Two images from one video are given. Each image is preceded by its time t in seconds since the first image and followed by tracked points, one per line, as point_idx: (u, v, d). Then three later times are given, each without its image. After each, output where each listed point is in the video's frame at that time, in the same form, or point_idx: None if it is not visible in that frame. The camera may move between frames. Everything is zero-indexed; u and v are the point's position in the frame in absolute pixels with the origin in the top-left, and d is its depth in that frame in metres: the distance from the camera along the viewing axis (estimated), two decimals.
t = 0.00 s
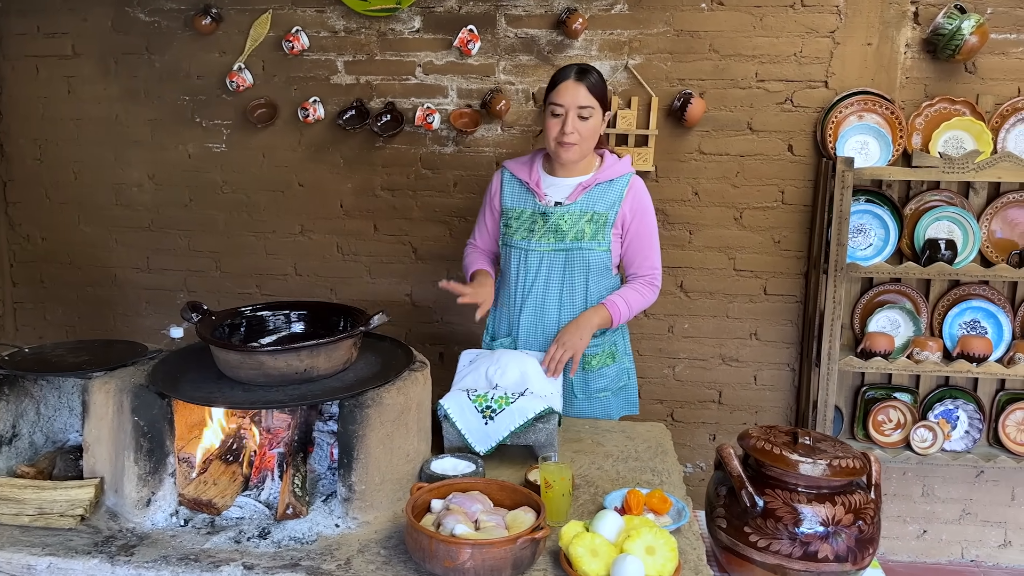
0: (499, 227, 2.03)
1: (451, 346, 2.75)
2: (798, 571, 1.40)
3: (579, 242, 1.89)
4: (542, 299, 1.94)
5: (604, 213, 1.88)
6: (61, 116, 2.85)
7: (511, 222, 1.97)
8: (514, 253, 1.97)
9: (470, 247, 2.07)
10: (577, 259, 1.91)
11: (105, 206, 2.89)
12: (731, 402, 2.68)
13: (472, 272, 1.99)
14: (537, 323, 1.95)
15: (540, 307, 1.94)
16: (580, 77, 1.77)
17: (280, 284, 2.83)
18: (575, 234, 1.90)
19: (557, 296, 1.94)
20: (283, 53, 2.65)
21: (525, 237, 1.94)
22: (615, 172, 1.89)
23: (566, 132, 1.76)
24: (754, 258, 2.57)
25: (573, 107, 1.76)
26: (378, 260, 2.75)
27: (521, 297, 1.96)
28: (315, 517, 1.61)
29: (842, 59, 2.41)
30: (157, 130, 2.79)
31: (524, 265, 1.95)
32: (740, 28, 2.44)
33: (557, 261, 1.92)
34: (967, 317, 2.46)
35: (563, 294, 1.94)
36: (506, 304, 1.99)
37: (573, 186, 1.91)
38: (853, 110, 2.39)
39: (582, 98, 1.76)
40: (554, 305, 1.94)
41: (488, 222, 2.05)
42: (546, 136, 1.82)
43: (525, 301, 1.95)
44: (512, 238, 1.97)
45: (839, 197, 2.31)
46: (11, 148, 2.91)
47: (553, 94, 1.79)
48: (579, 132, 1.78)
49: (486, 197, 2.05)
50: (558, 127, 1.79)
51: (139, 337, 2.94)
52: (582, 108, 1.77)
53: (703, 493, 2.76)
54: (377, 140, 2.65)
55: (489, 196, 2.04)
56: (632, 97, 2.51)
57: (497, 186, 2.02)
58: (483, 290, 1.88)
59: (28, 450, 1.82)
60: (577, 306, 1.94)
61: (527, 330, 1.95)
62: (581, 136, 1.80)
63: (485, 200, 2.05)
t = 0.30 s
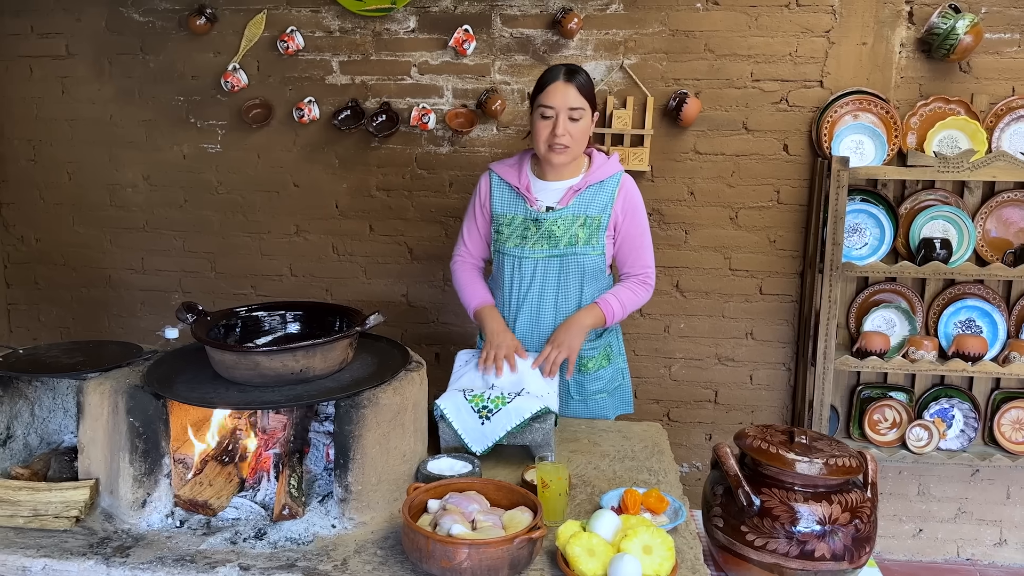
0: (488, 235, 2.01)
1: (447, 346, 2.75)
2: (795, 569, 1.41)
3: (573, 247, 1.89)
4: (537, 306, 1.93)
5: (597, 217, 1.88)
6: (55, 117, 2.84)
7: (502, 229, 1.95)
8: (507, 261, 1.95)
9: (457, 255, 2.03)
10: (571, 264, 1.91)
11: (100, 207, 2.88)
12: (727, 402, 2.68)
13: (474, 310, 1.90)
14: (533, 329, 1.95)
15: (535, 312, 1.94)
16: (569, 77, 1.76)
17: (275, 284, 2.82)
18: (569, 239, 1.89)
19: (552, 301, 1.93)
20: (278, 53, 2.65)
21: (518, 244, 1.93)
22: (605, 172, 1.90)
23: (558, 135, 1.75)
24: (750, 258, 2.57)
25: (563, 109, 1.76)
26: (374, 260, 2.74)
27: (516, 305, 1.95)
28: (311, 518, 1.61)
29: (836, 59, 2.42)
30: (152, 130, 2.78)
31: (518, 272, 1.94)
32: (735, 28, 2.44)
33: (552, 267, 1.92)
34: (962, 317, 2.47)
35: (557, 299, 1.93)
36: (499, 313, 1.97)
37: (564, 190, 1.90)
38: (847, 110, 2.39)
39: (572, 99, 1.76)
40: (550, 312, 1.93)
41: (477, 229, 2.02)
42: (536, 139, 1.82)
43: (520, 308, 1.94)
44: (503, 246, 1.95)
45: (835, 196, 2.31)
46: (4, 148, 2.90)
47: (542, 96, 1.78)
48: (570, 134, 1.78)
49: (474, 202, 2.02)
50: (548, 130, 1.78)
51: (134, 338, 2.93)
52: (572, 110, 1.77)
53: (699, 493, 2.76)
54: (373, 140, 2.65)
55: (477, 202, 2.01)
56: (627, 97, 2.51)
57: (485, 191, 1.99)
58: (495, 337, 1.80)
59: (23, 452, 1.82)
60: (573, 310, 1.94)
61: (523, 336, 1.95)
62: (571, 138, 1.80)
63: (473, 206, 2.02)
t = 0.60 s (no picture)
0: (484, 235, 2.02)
1: (444, 347, 2.75)
2: (792, 569, 1.41)
3: (567, 244, 1.90)
4: (532, 304, 1.94)
5: (590, 215, 1.89)
6: (50, 119, 2.83)
7: (497, 228, 1.96)
8: (502, 259, 1.96)
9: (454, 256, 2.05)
10: (566, 262, 1.91)
11: (95, 209, 2.87)
12: (724, 402, 2.68)
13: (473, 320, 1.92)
14: (528, 328, 1.95)
15: (530, 311, 1.94)
16: (553, 70, 1.80)
17: (271, 286, 2.82)
18: (563, 237, 1.90)
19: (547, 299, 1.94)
20: (273, 55, 2.65)
21: (512, 242, 1.93)
22: (598, 171, 1.91)
23: (544, 123, 1.77)
24: (746, 257, 2.58)
25: (548, 99, 1.78)
26: (370, 261, 2.74)
27: (511, 304, 1.96)
28: (308, 520, 1.61)
29: (831, 59, 2.43)
30: (148, 132, 2.78)
31: (513, 270, 1.95)
32: (730, 28, 2.45)
33: (546, 265, 1.92)
34: (958, 316, 2.48)
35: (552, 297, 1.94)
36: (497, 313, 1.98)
37: (557, 189, 1.91)
38: (842, 110, 2.40)
39: (557, 90, 1.78)
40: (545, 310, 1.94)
41: (473, 229, 2.02)
42: (526, 133, 1.84)
43: (516, 306, 1.95)
44: (499, 244, 1.96)
45: (830, 196, 2.32)
46: None
47: (529, 90, 1.81)
48: (558, 123, 1.79)
49: (469, 202, 2.03)
50: (536, 121, 1.80)
51: (130, 341, 2.93)
52: (558, 99, 1.79)
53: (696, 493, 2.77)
54: (369, 141, 2.65)
55: (471, 201, 2.02)
56: (623, 97, 2.51)
57: (480, 190, 2.00)
58: (492, 343, 1.81)
59: (18, 455, 1.82)
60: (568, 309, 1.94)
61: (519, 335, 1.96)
62: (560, 128, 1.80)
63: (467, 206, 2.03)
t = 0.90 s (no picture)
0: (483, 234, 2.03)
1: (442, 348, 2.75)
2: (789, 568, 1.41)
3: (564, 238, 1.90)
4: (531, 299, 1.94)
5: (586, 208, 1.90)
6: (47, 123, 2.83)
7: (496, 225, 1.97)
8: (501, 255, 1.97)
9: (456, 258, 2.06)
10: (563, 257, 1.92)
11: (93, 212, 2.87)
12: (722, 402, 2.69)
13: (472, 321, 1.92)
14: (529, 323, 1.95)
15: (529, 306, 1.94)
16: (551, 72, 1.81)
17: (269, 288, 2.82)
18: (560, 231, 1.90)
19: (546, 295, 1.94)
20: (270, 58, 2.65)
21: (510, 238, 1.94)
22: (593, 167, 1.92)
23: (544, 124, 1.77)
24: (743, 257, 2.58)
25: (547, 100, 1.79)
26: (367, 263, 2.75)
27: (511, 300, 1.97)
28: (307, 522, 1.61)
29: (826, 59, 2.43)
30: (145, 135, 2.78)
31: (512, 266, 1.95)
32: (725, 28, 2.45)
33: (544, 260, 1.93)
34: (954, 314, 2.49)
35: (551, 292, 1.94)
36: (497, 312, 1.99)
37: (553, 185, 1.92)
38: (838, 109, 2.41)
39: (555, 91, 1.79)
40: (543, 306, 1.94)
41: (472, 228, 2.03)
42: (524, 133, 1.84)
43: (515, 303, 1.96)
44: (497, 241, 1.97)
45: (826, 195, 2.33)
46: None
47: (527, 92, 1.82)
48: (556, 124, 1.80)
49: (469, 203, 2.05)
50: (534, 122, 1.81)
51: (128, 344, 2.93)
52: (557, 100, 1.79)
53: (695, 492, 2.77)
54: (365, 144, 2.65)
55: (471, 201, 2.04)
56: (619, 98, 2.52)
57: (479, 189, 2.02)
58: (490, 344, 1.82)
59: (16, 459, 1.82)
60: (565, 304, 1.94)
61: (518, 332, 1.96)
62: (558, 129, 1.81)
63: (468, 206, 2.05)
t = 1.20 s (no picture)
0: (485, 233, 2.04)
1: (441, 349, 2.75)
2: (788, 566, 1.42)
3: (565, 238, 1.90)
4: (531, 299, 1.95)
5: (587, 210, 1.90)
6: (45, 126, 2.83)
7: (498, 224, 1.98)
8: (502, 254, 1.98)
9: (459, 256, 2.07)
10: (563, 257, 1.92)
11: (91, 215, 2.87)
12: (720, 400, 2.69)
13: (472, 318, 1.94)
14: (528, 322, 1.97)
15: (529, 305, 1.96)
16: (555, 71, 1.83)
17: (268, 290, 2.82)
18: (561, 231, 1.91)
19: (546, 295, 1.95)
20: (267, 60, 2.66)
21: (512, 237, 1.95)
22: (594, 169, 1.92)
23: (545, 121, 1.80)
24: (741, 256, 2.59)
25: (550, 98, 1.81)
26: (366, 265, 2.75)
27: (512, 299, 1.98)
28: (306, 523, 1.61)
29: (823, 58, 2.44)
30: (143, 138, 2.79)
31: (513, 265, 1.97)
32: (722, 27, 2.46)
33: (545, 260, 1.94)
34: (952, 312, 2.49)
35: (551, 292, 1.95)
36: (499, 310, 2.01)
37: (555, 185, 1.93)
38: (835, 108, 2.41)
39: (558, 90, 1.82)
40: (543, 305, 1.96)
41: (475, 226, 2.05)
42: (527, 130, 1.86)
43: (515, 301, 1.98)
44: (499, 240, 1.98)
45: (823, 194, 2.33)
46: None
47: (530, 90, 1.85)
48: (557, 122, 1.82)
49: (472, 202, 2.06)
50: (536, 119, 1.83)
51: (127, 347, 2.93)
52: (558, 99, 1.82)
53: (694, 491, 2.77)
54: (363, 145, 2.65)
55: (474, 201, 2.05)
56: (616, 98, 2.52)
57: (482, 188, 2.03)
58: (490, 342, 1.85)
59: (16, 462, 1.82)
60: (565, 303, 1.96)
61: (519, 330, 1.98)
62: (559, 127, 1.83)
63: (471, 204, 2.06)
